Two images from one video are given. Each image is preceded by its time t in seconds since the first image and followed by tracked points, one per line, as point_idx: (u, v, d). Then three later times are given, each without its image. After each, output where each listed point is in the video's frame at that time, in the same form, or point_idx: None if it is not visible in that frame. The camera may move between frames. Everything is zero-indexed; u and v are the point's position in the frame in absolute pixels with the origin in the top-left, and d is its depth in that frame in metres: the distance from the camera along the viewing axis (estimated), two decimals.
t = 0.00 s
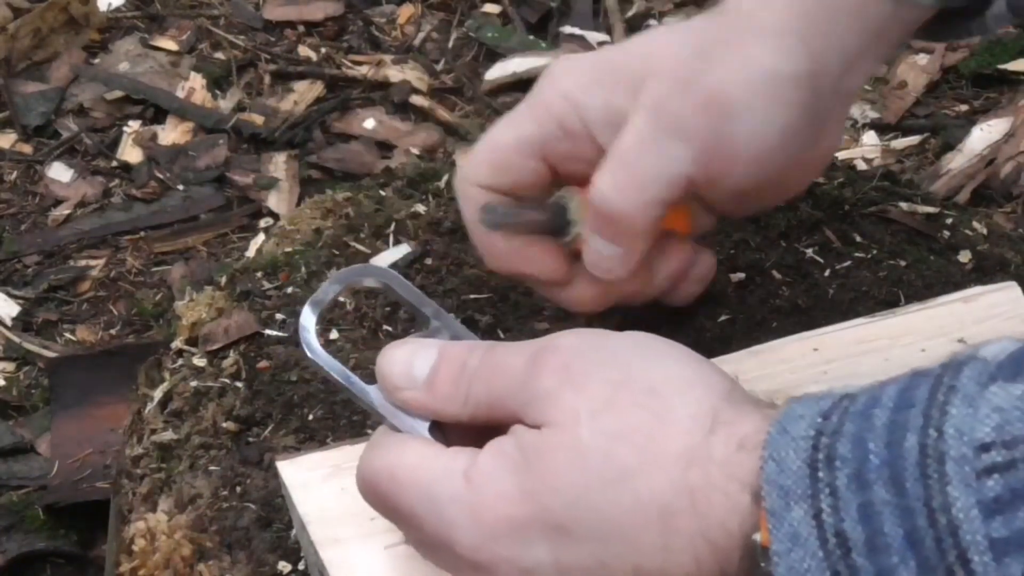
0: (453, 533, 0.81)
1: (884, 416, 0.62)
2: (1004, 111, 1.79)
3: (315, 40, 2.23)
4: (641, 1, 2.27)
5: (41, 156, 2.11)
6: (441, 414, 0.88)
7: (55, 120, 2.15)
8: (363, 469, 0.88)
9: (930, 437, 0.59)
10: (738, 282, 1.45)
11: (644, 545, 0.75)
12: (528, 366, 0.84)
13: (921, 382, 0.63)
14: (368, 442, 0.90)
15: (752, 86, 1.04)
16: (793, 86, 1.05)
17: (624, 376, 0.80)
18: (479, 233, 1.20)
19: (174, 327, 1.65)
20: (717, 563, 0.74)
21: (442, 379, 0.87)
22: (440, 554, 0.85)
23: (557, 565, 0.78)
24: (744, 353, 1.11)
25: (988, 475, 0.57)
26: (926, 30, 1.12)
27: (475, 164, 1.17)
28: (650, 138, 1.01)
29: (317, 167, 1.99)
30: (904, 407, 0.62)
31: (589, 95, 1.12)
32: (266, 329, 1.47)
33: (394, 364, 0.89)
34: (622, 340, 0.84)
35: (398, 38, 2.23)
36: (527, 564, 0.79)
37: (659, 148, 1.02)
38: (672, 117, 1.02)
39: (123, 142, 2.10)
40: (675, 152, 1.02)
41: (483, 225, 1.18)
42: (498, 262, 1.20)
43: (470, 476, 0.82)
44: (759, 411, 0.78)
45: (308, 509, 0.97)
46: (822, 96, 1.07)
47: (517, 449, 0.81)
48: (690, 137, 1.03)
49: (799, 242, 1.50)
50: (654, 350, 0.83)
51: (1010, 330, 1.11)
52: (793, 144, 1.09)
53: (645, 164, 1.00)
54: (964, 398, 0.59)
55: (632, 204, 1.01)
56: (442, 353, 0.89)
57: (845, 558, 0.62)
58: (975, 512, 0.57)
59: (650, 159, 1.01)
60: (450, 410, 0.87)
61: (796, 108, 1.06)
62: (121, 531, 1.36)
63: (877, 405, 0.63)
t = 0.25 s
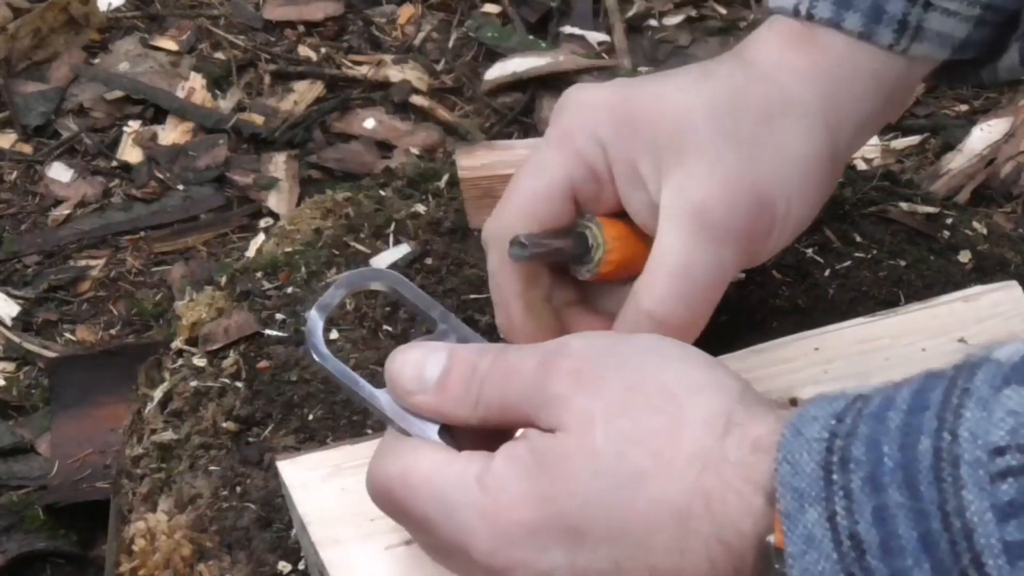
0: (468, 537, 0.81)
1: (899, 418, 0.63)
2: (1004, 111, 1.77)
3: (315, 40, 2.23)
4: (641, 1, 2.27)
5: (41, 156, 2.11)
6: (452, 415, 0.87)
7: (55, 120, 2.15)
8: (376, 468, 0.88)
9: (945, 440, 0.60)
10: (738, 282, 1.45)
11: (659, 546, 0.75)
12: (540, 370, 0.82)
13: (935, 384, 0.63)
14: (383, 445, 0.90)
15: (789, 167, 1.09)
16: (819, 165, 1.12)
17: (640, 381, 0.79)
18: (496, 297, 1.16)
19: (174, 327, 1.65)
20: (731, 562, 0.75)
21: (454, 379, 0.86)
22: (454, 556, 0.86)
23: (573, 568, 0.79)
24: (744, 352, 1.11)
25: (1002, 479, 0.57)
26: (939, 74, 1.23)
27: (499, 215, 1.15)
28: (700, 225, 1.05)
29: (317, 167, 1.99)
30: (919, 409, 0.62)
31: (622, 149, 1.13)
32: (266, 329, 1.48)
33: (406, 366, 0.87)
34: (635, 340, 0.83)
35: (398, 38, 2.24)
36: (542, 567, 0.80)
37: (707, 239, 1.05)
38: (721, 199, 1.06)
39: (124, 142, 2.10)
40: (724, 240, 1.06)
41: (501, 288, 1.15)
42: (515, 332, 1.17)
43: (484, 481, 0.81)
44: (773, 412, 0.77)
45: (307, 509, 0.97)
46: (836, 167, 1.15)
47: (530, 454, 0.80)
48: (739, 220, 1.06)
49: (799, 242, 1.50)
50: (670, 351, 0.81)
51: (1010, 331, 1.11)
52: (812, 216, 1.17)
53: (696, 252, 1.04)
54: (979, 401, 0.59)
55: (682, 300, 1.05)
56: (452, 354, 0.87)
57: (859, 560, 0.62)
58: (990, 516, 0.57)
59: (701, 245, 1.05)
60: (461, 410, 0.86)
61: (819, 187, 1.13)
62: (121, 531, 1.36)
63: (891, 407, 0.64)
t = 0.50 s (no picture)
0: (478, 543, 0.80)
1: (911, 423, 0.61)
2: (1005, 111, 1.77)
3: (315, 40, 2.23)
4: (640, 1, 2.27)
5: (41, 156, 2.11)
6: (458, 420, 0.86)
7: (55, 120, 2.15)
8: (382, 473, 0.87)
9: (957, 446, 0.59)
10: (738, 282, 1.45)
11: (672, 550, 0.74)
12: (549, 375, 0.81)
13: (947, 387, 0.61)
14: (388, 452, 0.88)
15: (772, 183, 1.11)
16: (801, 180, 1.14)
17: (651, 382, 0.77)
18: (489, 312, 1.11)
19: (174, 327, 1.65)
20: (743, 565, 0.73)
21: (461, 384, 0.85)
22: (463, 562, 0.84)
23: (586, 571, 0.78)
24: (743, 353, 1.11)
25: (1016, 486, 0.56)
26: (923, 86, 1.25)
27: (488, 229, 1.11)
28: (687, 238, 1.05)
29: (317, 167, 1.99)
30: (931, 414, 0.61)
31: (610, 161, 1.13)
32: (266, 329, 1.48)
33: (411, 373, 0.86)
34: (644, 343, 0.81)
35: (398, 38, 2.24)
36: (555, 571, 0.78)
37: (692, 254, 1.04)
38: (705, 213, 1.06)
39: (123, 142, 2.10)
40: (709, 254, 1.06)
41: (496, 305, 1.10)
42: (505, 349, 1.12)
43: (494, 486, 0.80)
44: (784, 413, 0.76)
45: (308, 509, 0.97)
46: (818, 183, 1.17)
47: (541, 458, 0.79)
48: (723, 235, 1.07)
49: (799, 242, 1.50)
50: (678, 352, 0.79)
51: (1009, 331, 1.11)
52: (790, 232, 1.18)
53: (683, 268, 1.03)
54: (992, 407, 0.58)
55: (669, 314, 1.03)
56: (459, 359, 0.86)
57: (871, 564, 0.61)
58: (1003, 523, 0.57)
59: (688, 259, 1.04)
60: (468, 416, 0.85)
61: (801, 202, 1.15)
62: (121, 531, 1.36)
63: (903, 411, 0.62)
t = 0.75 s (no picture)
0: (493, 549, 0.80)
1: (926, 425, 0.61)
2: (1005, 111, 1.77)
3: (315, 40, 2.23)
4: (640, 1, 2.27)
5: (41, 156, 2.11)
6: (465, 427, 0.85)
7: (55, 120, 2.15)
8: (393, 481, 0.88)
9: (974, 449, 0.58)
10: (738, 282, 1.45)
11: (688, 555, 0.74)
12: (558, 382, 0.80)
13: (963, 388, 0.61)
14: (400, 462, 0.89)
15: (774, 192, 1.11)
16: (803, 189, 1.14)
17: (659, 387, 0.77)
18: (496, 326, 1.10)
19: (174, 327, 1.65)
20: (758, 567, 0.73)
21: (466, 390, 0.84)
22: (476, 568, 0.85)
23: None
24: (744, 353, 1.11)
25: None
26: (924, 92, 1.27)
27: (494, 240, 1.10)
28: (691, 248, 1.04)
29: (317, 167, 1.99)
30: (947, 416, 0.60)
31: (614, 169, 1.12)
32: (266, 329, 1.48)
33: (415, 380, 0.85)
34: (654, 347, 0.80)
35: (398, 38, 2.24)
36: None
37: (696, 264, 1.04)
38: (709, 223, 1.06)
39: (123, 142, 2.10)
40: (712, 264, 1.05)
41: (505, 318, 1.09)
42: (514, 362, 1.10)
43: (507, 493, 0.80)
44: (794, 414, 0.76)
45: (308, 510, 0.97)
46: (819, 192, 1.17)
47: (554, 465, 0.79)
48: (726, 244, 1.07)
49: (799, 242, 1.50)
50: (688, 354, 0.79)
51: (1010, 331, 1.11)
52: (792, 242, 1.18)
53: (687, 279, 1.03)
54: (1009, 410, 0.57)
55: (673, 324, 1.02)
56: (463, 366, 0.85)
57: (886, 567, 0.61)
58: (1021, 526, 0.56)
59: (693, 269, 1.04)
60: (474, 423, 0.84)
61: (802, 211, 1.15)
62: (121, 531, 1.36)
63: (918, 412, 0.62)
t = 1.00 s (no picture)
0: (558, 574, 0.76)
1: (991, 434, 0.62)
2: (1005, 111, 1.77)
3: (315, 40, 2.23)
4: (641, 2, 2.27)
5: (41, 156, 2.11)
6: (512, 451, 0.79)
7: (55, 120, 2.15)
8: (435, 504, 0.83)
9: None
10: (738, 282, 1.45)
11: (755, 565, 0.73)
12: (613, 398, 0.77)
13: None
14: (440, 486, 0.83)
15: (774, 194, 1.11)
16: (802, 193, 1.15)
17: (715, 397, 0.76)
18: (502, 329, 1.08)
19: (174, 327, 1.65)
20: None
21: (516, 413, 0.77)
22: None
23: None
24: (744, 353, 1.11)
25: None
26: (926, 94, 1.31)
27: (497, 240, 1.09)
28: (691, 247, 1.04)
29: (317, 167, 1.99)
30: (1012, 425, 0.62)
31: (616, 170, 1.11)
32: (267, 329, 1.48)
33: (459, 405, 0.78)
34: (700, 357, 0.80)
35: (398, 38, 2.24)
36: None
37: (696, 263, 1.04)
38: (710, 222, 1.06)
39: (123, 142, 2.10)
40: (712, 263, 1.05)
41: (509, 320, 1.07)
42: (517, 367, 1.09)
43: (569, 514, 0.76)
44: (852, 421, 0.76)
45: (308, 510, 0.97)
46: (816, 197, 1.18)
47: (615, 481, 0.76)
48: (727, 245, 1.06)
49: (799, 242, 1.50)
50: (744, 365, 0.79)
51: (1010, 331, 1.11)
52: (787, 248, 1.18)
53: (686, 277, 1.02)
54: None
55: (671, 323, 1.02)
56: (510, 388, 0.78)
57: None
58: None
59: (693, 268, 1.03)
60: (522, 446, 0.78)
61: (801, 214, 1.15)
62: (120, 531, 1.36)
63: (982, 420, 0.63)
